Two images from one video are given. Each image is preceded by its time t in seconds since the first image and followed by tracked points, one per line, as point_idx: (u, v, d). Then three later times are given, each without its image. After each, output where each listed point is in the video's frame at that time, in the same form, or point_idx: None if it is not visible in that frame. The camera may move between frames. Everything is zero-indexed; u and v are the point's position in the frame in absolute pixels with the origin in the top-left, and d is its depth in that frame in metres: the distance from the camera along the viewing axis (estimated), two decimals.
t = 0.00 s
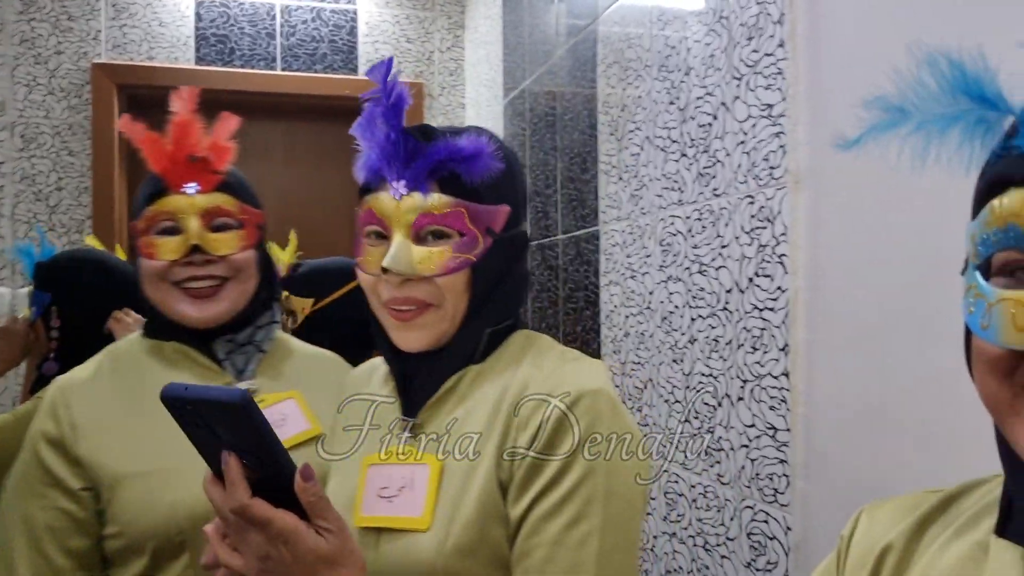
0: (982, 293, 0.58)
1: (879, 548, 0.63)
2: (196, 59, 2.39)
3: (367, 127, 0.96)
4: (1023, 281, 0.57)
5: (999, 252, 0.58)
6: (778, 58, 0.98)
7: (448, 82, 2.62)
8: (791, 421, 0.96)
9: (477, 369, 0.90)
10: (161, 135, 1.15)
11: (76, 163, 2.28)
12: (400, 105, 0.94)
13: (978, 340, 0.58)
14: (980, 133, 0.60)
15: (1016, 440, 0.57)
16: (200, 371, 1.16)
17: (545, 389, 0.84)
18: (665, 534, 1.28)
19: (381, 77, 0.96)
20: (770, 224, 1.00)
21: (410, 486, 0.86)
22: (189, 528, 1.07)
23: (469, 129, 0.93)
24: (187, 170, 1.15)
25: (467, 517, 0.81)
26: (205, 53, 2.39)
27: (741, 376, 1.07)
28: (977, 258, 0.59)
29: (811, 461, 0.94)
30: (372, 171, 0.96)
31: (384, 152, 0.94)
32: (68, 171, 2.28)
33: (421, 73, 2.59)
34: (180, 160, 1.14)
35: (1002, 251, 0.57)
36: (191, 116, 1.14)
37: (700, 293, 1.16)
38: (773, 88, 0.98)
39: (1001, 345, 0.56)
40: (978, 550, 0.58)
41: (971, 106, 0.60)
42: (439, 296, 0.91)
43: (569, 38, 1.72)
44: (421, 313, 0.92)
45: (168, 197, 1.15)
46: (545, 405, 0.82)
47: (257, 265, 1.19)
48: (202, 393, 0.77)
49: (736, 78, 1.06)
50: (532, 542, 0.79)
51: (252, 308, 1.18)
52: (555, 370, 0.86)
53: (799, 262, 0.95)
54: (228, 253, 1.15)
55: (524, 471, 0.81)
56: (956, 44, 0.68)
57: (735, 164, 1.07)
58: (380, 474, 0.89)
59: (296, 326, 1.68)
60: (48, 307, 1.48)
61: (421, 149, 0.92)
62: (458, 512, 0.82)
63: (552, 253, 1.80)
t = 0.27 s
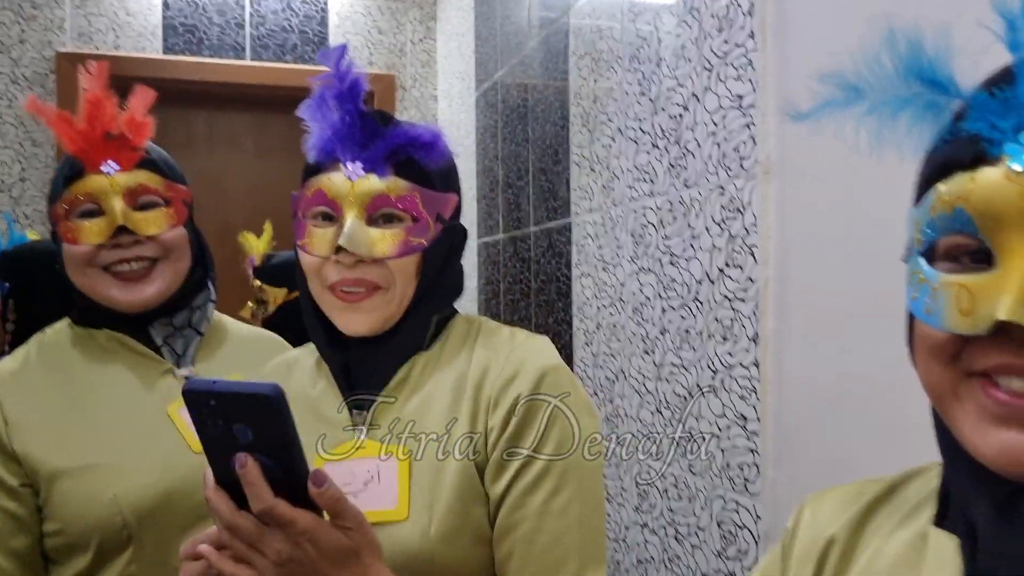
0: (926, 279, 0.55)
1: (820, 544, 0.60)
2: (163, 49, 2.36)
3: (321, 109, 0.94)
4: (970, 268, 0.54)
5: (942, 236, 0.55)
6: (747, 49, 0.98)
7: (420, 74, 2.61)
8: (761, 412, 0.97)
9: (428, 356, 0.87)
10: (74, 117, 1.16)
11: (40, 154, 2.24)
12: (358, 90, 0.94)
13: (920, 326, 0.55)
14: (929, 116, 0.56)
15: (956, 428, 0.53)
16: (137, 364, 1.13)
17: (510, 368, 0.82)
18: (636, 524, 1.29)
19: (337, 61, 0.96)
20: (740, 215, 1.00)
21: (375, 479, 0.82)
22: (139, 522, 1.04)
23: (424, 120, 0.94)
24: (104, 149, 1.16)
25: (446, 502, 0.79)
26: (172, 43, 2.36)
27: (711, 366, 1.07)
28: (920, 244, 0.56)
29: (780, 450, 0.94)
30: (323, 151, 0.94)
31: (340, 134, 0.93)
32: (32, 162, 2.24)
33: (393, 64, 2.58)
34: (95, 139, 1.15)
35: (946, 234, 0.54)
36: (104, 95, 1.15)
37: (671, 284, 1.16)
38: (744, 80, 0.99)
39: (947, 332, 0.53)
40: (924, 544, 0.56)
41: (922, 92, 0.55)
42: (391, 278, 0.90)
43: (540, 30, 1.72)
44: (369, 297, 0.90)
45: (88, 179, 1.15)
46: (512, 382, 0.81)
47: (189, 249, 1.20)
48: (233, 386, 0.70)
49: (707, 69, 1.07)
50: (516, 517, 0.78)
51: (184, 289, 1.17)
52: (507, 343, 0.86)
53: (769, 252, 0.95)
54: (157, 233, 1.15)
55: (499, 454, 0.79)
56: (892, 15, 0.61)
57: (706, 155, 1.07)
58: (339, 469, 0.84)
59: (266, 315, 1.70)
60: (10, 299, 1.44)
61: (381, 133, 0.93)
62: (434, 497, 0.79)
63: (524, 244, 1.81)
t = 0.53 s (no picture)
0: (834, 262, 0.58)
1: (753, 519, 0.63)
2: (136, 26, 2.32)
3: (292, 85, 0.93)
4: (870, 251, 0.57)
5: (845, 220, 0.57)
6: (724, 28, 0.97)
7: (399, 54, 2.57)
8: (736, 391, 0.97)
9: (415, 334, 0.85)
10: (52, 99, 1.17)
11: (10, 133, 2.20)
12: (328, 64, 0.93)
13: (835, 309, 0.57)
14: (826, 103, 0.61)
15: (870, 410, 0.56)
16: (109, 346, 1.11)
17: (505, 345, 0.81)
18: (613, 504, 1.29)
19: (304, 33, 0.94)
20: (717, 195, 1.00)
21: (366, 460, 0.79)
22: (111, 502, 1.03)
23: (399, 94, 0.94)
24: (79, 130, 1.16)
25: (446, 478, 0.77)
26: (146, 20, 2.32)
27: (687, 346, 1.07)
28: (828, 229, 0.59)
29: (754, 431, 0.95)
30: (295, 128, 0.92)
31: (313, 109, 0.91)
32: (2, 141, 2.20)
33: (371, 44, 2.54)
34: (71, 120, 1.16)
35: (850, 218, 0.57)
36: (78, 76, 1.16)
37: (648, 265, 1.16)
38: (721, 58, 0.98)
39: (852, 314, 0.56)
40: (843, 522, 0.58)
41: (819, 82, 0.61)
42: (372, 257, 0.89)
43: (518, 10, 1.71)
44: (351, 278, 0.88)
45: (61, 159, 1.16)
46: (508, 359, 0.80)
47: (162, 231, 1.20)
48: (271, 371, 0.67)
49: (684, 48, 1.06)
50: (515, 492, 0.77)
51: (160, 270, 1.18)
52: (491, 319, 0.85)
53: (744, 232, 0.95)
54: (130, 214, 1.15)
55: (497, 435, 0.78)
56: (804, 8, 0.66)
57: (683, 135, 1.07)
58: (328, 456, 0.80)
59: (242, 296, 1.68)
60: None
61: (355, 108, 0.91)
62: (433, 475, 0.78)
63: (503, 225, 1.80)
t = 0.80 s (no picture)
0: (779, 242, 0.58)
1: (719, 488, 0.64)
2: (118, 12, 2.29)
3: (292, 73, 0.90)
4: (814, 230, 0.58)
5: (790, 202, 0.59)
6: (708, 16, 0.97)
7: (384, 42, 2.49)
8: (720, 379, 0.97)
9: (413, 332, 0.84)
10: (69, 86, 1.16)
11: None
12: (330, 51, 0.90)
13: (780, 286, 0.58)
14: (774, 94, 0.62)
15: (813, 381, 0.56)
16: (113, 329, 1.10)
17: (506, 346, 0.81)
18: (597, 493, 1.30)
19: (304, 18, 0.91)
20: (701, 184, 1.00)
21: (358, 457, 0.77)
22: (102, 486, 1.02)
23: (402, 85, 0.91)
24: (93, 120, 1.15)
25: (442, 474, 0.76)
26: (128, 6, 2.30)
27: (671, 335, 1.07)
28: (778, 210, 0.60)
29: (735, 420, 0.95)
30: (294, 117, 0.89)
31: (313, 99, 0.88)
32: None
33: (356, 31, 2.46)
34: (87, 109, 1.14)
35: (794, 199, 0.58)
36: (98, 66, 1.15)
37: (632, 254, 1.16)
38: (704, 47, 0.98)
39: (795, 290, 0.56)
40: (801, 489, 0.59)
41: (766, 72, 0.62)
42: (372, 252, 0.86)
43: None
44: (350, 272, 0.85)
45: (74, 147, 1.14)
46: (509, 360, 0.80)
47: (167, 223, 1.19)
48: (277, 389, 0.63)
49: (669, 37, 1.06)
50: (511, 496, 0.76)
51: (162, 260, 1.16)
52: (491, 323, 0.84)
53: (728, 221, 0.96)
54: (137, 206, 1.14)
55: (494, 433, 0.77)
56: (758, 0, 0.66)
57: (667, 124, 1.07)
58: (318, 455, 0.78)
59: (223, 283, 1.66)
60: None
61: (357, 98, 0.89)
62: (428, 474, 0.76)
63: (488, 214, 1.80)
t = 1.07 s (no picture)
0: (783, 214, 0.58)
1: (726, 451, 0.64)
2: (113, 3, 2.28)
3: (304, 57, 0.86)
4: (813, 203, 0.58)
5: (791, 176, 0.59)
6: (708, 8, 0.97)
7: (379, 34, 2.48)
8: (720, 369, 0.97)
9: (424, 323, 0.81)
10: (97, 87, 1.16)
11: None
12: (344, 35, 0.86)
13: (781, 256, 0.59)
14: (783, 80, 0.62)
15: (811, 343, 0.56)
16: (134, 320, 1.10)
17: (521, 339, 0.78)
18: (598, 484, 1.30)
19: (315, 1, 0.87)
20: (701, 175, 1.00)
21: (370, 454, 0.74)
22: (123, 475, 1.02)
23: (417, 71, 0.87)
24: (119, 119, 1.15)
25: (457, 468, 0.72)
26: None
27: (671, 327, 1.07)
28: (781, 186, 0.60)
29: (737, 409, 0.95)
30: (306, 102, 0.85)
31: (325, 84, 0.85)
32: None
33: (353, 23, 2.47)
34: (114, 110, 1.15)
35: (794, 175, 0.59)
36: (125, 68, 1.16)
37: (631, 246, 1.16)
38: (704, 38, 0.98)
39: (795, 259, 0.57)
40: (800, 451, 0.60)
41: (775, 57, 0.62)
42: (383, 240, 0.82)
43: None
44: (359, 261, 0.81)
45: (101, 147, 1.14)
46: (523, 353, 0.77)
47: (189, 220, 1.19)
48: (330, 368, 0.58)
49: (669, 28, 1.05)
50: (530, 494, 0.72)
51: (183, 257, 1.16)
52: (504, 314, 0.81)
53: (728, 212, 0.96)
54: (160, 203, 1.14)
55: (513, 428, 0.73)
56: None
57: (667, 116, 1.07)
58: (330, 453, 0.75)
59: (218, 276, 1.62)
60: None
61: (371, 83, 0.85)
62: (441, 474, 0.72)
63: (486, 206, 1.80)
